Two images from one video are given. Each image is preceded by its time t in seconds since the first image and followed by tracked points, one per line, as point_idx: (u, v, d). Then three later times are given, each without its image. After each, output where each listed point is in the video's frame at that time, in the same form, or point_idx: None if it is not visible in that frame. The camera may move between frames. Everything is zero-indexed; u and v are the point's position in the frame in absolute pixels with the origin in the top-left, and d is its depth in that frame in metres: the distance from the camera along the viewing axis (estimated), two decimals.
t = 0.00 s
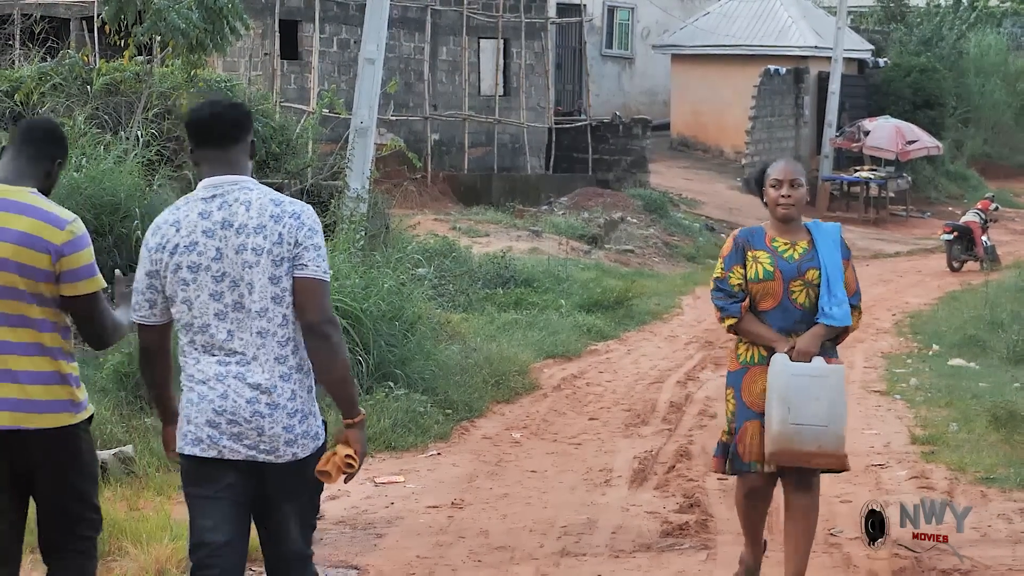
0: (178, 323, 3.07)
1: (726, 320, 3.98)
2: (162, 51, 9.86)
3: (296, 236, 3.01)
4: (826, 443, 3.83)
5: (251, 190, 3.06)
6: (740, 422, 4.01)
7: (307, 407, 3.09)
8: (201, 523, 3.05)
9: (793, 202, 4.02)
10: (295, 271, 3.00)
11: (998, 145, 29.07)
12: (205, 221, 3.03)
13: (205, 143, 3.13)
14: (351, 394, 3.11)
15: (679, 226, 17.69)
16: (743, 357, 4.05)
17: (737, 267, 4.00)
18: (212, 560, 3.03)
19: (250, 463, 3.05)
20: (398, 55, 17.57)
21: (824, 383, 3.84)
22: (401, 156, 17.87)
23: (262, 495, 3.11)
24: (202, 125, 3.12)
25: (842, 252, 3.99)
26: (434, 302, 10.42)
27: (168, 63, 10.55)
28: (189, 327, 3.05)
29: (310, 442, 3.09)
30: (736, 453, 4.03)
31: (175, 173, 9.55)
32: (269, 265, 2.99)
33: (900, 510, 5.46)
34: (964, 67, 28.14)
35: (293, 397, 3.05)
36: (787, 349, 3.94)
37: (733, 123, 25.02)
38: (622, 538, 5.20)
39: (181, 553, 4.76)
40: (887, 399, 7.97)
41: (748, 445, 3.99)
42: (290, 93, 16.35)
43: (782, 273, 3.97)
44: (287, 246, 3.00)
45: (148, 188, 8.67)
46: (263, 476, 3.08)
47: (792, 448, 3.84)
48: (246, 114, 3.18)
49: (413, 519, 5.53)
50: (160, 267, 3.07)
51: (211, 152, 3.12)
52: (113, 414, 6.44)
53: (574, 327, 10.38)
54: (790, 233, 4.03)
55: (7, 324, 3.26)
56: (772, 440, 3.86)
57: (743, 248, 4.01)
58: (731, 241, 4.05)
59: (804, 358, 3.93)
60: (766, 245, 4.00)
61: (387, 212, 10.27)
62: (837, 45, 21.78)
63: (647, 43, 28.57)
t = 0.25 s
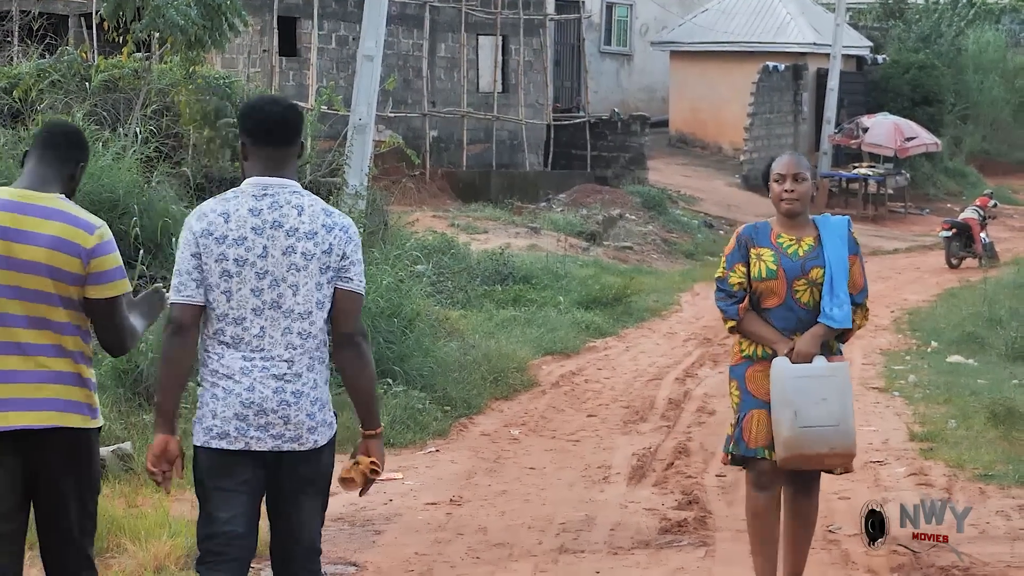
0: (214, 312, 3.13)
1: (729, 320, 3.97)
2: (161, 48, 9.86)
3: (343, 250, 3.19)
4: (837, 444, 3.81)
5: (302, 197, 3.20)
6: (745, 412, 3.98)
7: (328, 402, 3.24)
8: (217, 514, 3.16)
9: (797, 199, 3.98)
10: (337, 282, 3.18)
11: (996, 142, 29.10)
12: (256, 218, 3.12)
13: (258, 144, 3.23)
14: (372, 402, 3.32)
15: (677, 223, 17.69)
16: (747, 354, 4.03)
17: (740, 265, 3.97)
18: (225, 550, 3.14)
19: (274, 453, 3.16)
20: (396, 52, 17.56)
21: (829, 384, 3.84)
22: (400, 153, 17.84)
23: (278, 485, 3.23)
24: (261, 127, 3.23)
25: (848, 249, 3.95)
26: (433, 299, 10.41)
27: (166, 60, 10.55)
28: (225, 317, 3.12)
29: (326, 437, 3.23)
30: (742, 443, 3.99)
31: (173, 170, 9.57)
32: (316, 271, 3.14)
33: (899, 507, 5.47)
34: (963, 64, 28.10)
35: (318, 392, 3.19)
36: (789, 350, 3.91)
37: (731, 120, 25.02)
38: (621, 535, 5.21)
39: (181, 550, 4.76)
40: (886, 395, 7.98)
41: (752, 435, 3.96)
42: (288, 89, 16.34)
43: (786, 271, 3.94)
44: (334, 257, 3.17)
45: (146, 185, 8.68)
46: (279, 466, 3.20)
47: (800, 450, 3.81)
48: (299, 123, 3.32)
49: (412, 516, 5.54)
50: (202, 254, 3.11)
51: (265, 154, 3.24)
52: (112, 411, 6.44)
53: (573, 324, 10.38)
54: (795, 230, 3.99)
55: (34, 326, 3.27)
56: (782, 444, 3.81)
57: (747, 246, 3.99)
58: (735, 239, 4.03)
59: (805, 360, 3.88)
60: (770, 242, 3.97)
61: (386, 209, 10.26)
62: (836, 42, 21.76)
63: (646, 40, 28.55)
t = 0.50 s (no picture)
0: (243, 299, 3.15)
1: (726, 332, 3.83)
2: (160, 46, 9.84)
3: (372, 253, 3.32)
4: (848, 461, 3.72)
5: (335, 196, 3.28)
6: (748, 429, 3.84)
7: (342, 397, 3.31)
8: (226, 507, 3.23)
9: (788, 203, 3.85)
10: (364, 285, 3.32)
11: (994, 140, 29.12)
12: (291, 212, 3.18)
13: (294, 140, 3.29)
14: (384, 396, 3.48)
15: (676, 221, 17.68)
16: (745, 364, 3.89)
17: (736, 275, 3.84)
18: (232, 538, 3.23)
19: (293, 445, 3.21)
20: (395, 50, 17.55)
21: (838, 400, 3.72)
22: (398, 151, 17.83)
23: (286, 479, 3.29)
24: (298, 122, 3.29)
25: (846, 254, 3.81)
26: (431, 297, 10.40)
27: (164, 58, 10.54)
28: (253, 305, 3.15)
29: (339, 432, 3.30)
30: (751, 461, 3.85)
31: (171, 168, 9.58)
32: (348, 271, 3.25)
33: (898, 505, 5.47)
34: (962, 62, 28.03)
35: (335, 386, 3.26)
36: (793, 363, 3.78)
37: (730, 118, 25.01)
38: (620, 533, 5.21)
39: (179, 548, 4.76)
40: (885, 393, 7.98)
41: (760, 451, 3.82)
42: (286, 87, 16.34)
43: (783, 279, 3.80)
44: (365, 260, 3.30)
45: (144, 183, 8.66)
46: (288, 461, 3.26)
47: (810, 468, 3.70)
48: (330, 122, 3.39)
49: (410, 514, 5.53)
50: (235, 241, 3.14)
51: (299, 149, 3.29)
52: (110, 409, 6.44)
53: (571, 322, 10.37)
54: (789, 236, 3.86)
55: (70, 317, 3.32)
56: (791, 463, 3.70)
57: (742, 256, 3.85)
58: (729, 249, 3.89)
59: (809, 374, 3.76)
60: (765, 249, 3.83)
61: (385, 207, 10.25)
62: (834, 40, 21.74)
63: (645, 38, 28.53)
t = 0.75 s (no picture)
0: (254, 300, 3.19)
1: (723, 322, 3.72)
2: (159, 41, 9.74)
3: (379, 245, 3.32)
4: (850, 449, 3.60)
5: (339, 193, 3.28)
6: (741, 427, 3.75)
7: (352, 388, 3.33)
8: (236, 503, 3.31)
9: (781, 193, 3.78)
10: (371, 276, 3.32)
11: (994, 137, 29.13)
12: (296, 212, 3.19)
13: (298, 138, 3.30)
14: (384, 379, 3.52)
15: (676, 218, 17.69)
16: (740, 357, 3.80)
17: (732, 266, 3.74)
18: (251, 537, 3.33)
19: (295, 437, 3.23)
20: (395, 47, 17.55)
21: (839, 385, 3.63)
22: (398, 148, 17.82)
23: (287, 471, 3.29)
24: (299, 120, 3.29)
25: (843, 243, 3.75)
26: (431, 293, 10.40)
27: (164, 55, 10.53)
28: (265, 306, 3.19)
29: (349, 425, 3.32)
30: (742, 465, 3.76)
31: (171, 165, 9.66)
32: (355, 266, 3.26)
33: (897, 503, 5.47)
34: (962, 58, 27.97)
35: (343, 379, 3.28)
36: (793, 350, 3.70)
37: (730, 114, 25.01)
38: (620, 530, 5.21)
39: (179, 545, 4.76)
40: (885, 390, 7.98)
41: (750, 453, 3.74)
42: (286, 84, 16.33)
43: (782, 268, 3.72)
44: (372, 254, 3.30)
45: (144, 179, 8.66)
46: (289, 453, 3.26)
47: (810, 456, 3.59)
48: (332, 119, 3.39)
49: (410, 511, 5.54)
50: (243, 244, 3.16)
51: (303, 148, 3.30)
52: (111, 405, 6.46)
53: (571, 319, 10.37)
54: (784, 227, 3.78)
55: (87, 313, 3.43)
56: (790, 450, 3.60)
57: (737, 246, 3.76)
58: (723, 240, 3.79)
59: (811, 360, 3.68)
60: (762, 240, 3.75)
61: (385, 204, 10.24)
62: (834, 37, 21.71)
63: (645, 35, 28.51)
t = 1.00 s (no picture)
0: (246, 309, 3.20)
1: (719, 318, 3.71)
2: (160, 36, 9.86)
3: (368, 242, 3.27)
4: (848, 436, 3.52)
5: (323, 194, 3.25)
6: (739, 427, 3.74)
7: (351, 386, 3.30)
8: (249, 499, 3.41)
9: (780, 188, 3.76)
10: (362, 273, 3.27)
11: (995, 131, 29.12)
12: (279, 219, 3.18)
13: (280, 144, 3.28)
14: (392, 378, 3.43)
15: (677, 212, 17.69)
16: (739, 358, 3.79)
17: (729, 261, 3.73)
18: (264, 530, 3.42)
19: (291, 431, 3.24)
20: (395, 41, 17.54)
21: (835, 376, 3.57)
22: (398, 142, 17.80)
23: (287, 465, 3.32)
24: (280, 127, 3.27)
25: (843, 241, 3.75)
26: (431, 287, 10.40)
27: (164, 49, 10.54)
28: (258, 313, 3.20)
29: (351, 423, 3.29)
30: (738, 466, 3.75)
31: (171, 159, 9.62)
32: (342, 265, 3.22)
33: (898, 497, 5.48)
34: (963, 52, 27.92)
35: (339, 378, 3.25)
36: (787, 344, 3.68)
37: (731, 109, 24.99)
38: (620, 524, 5.21)
39: (178, 539, 4.76)
40: (885, 384, 7.99)
41: (749, 456, 3.72)
42: (287, 78, 16.32)
43: (780, 266, 3.71)
44: (359, 251, 3.25)
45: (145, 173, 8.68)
46: (288, 448, 3.28)
47: (807, 446, 3.51)
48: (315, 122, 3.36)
49: (411, 505, 5.54)
50: (231, 256, 3.17)
51: (287, 155, 3.28)
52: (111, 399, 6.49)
53: (571, 313, 10.38)
54: (785, 222, 3.77)
55: (84, 315, 3.45)
56: (787, 440, 3.52)
57: (735, 240, 3.74)
58: (722, 232, 3.78)
59: (807, 353, 3.65)
60: (761, 235, 3.74)
61: (385, 198, 10.23)
62: (835, 31, 21.68)
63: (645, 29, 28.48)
